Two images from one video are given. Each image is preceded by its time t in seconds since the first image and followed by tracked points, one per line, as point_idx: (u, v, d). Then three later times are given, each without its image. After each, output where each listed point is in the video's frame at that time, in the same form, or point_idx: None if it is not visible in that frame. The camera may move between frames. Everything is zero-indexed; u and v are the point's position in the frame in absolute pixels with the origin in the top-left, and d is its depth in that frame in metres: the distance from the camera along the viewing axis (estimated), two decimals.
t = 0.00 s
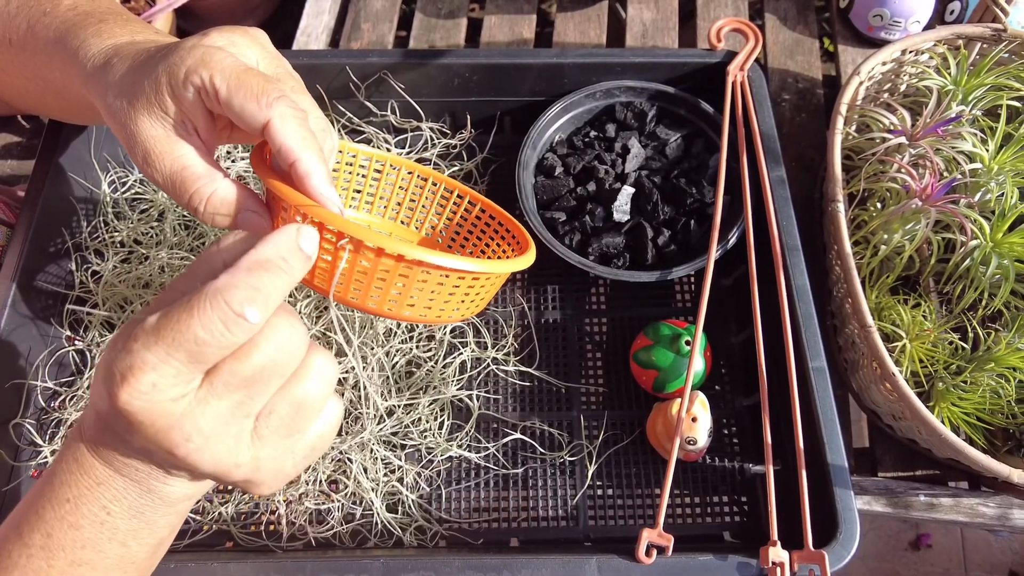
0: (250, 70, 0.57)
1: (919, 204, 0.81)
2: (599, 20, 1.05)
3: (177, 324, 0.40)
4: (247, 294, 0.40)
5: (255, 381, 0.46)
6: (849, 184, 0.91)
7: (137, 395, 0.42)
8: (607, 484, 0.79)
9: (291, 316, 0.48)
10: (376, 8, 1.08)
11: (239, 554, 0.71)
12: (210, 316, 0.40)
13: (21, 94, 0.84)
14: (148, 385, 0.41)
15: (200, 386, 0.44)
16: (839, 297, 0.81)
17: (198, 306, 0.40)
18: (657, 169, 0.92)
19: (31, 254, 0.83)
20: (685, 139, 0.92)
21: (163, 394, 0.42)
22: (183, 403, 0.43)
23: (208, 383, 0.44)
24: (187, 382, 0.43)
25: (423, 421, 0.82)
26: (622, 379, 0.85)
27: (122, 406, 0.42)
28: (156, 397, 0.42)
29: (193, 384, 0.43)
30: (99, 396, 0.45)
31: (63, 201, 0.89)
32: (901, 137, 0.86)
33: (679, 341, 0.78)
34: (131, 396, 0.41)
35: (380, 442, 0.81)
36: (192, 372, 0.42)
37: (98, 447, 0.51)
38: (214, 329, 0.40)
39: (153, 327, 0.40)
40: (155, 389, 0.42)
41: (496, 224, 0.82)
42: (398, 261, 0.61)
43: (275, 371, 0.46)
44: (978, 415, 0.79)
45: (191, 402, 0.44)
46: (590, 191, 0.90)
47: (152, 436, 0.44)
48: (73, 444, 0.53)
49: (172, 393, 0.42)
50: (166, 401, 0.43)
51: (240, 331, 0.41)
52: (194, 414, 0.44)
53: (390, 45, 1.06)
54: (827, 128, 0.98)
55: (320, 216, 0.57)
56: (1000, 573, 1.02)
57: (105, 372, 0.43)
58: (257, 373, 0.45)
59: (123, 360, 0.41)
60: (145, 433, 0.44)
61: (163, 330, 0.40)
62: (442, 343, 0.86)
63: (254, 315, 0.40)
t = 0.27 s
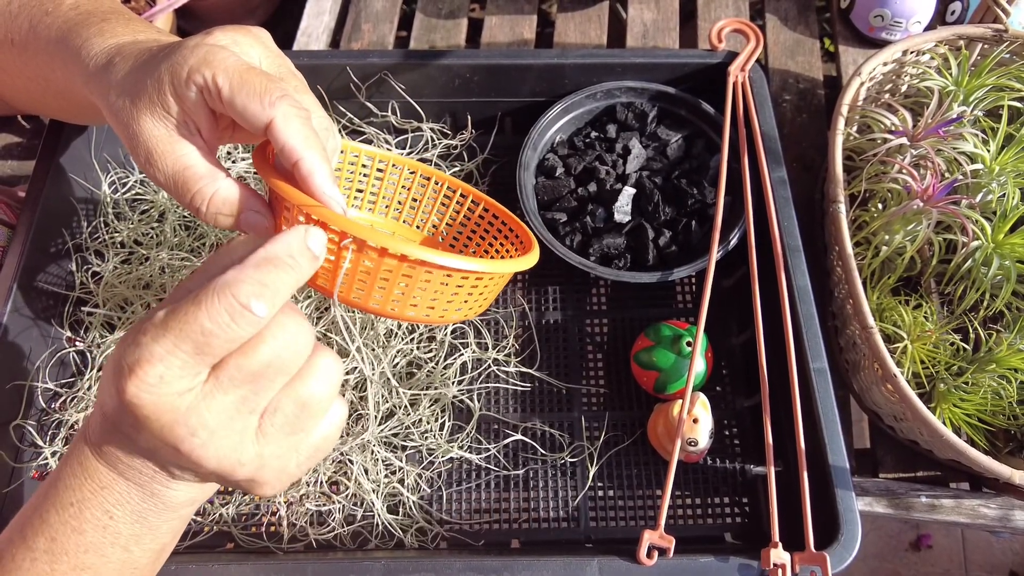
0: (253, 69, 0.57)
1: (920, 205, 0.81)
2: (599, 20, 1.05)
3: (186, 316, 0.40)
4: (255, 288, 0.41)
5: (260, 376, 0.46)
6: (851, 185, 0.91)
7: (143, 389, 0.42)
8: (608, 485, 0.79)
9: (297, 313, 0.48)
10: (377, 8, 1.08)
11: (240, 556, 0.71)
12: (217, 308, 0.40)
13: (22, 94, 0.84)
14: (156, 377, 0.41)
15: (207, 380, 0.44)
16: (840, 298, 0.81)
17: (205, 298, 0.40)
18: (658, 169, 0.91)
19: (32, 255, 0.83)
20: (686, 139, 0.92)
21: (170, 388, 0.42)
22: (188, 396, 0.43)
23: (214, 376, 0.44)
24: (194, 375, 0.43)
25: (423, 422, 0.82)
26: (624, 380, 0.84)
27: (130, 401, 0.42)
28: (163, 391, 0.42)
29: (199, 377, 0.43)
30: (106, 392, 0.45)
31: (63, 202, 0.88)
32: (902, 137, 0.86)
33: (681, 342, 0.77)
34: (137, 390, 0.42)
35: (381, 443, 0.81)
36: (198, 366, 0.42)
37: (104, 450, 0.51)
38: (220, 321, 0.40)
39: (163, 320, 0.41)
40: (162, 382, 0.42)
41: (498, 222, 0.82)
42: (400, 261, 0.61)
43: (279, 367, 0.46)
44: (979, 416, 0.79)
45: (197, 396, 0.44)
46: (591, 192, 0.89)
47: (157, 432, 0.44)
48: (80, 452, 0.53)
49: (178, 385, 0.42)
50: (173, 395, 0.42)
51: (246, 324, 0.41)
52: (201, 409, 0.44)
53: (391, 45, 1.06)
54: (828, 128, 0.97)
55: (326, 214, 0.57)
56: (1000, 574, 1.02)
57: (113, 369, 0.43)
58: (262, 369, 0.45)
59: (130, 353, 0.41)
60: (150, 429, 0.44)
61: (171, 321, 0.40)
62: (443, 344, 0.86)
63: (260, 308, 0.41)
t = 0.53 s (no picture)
0: (254, 73, 0.57)
1: (920, 207, 0.81)
2: (600, 22, 1.05)
3: (177, 296, 0.42)
4: (244, 271, 0.43)
5: (238, 384, 0.44)
6: (851, 186, 0.91)
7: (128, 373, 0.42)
8: (609, 486, 0.79)
9: (296, 320, 0.45)
10: (378, 9, 1.08)
11: (240, 557, 0.71)
12: (208, 289, 0.42)
13: (24, 95, 0.84)
14: (142, 361, 0.42)
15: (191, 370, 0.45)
16: (841, 300, 0.81)
17: (198, 279, 0.42)
18: (659, 171, 0.91)
19: (32, 256, 0.83)
20: (687, 141, 0.92)
21: (154, 374, 0.43)
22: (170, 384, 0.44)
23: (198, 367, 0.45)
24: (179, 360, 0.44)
25: (424, 423, 0.82)
26: (624, 381, 0.85)
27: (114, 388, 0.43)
28: (147, 376, 0.43)
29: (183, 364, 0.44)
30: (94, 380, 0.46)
31: (65, 203, 0.89)
32: (903, 139, 0.86)
33: (682, 343, 0.77)
34: (119, 375, 0.42)
35: (382, 444, 0.81)
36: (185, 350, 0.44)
37: (80, 455, 0.51)
38: (210, 302, 0.42)
39: (154, 303, 0.43)
40: (146, 366, 0.43)
41: (501, 213, 0.82)
42: (404, 254, 0.61)
43: (258, 378, 0.45)
44: (980, 417, 0.79)
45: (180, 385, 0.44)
46: (592, 193, 0.89)
47: (136, 419, 0.45)
48: (51, 462, 0.53)
49: (162, 370, 0.43)
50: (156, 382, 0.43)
51: (235, 308, 0.43)
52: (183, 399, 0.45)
53: (392, 46, 1.06)
54: (828, 129, 0.97)
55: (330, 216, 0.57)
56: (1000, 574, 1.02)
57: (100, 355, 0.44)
58: (240, 377, 0.44)
59: (119, 336, 0.42)
60: (129, 416, 0.44)
61: (163, 300, 0.43)
62: (444, 345, 0.86)
63: (248, 293, 0.43)
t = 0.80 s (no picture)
0: (253, 78, 0.56)
1: (922, 206, 0.81)
2: (601, 21, 1.05)
3: (175, 317, 0.39)
4: (245, 281, 0.41)
5: (257, 391, 0.45)
6: (852, 186, 0.91)
7: (137, 399, 0.40)
8: (610, 486, 0.79)
9: (303, 316, 0.46)
10: (378, 9, 1.08)
11: (241, 557, 0.71)
12: (209, 305, 0.40)
13: (24, 95, 0.84)
14: (150, 386, 0.40)
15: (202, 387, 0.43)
16: (843, 299, 0.81)
17: (196, 296, 0.40)
18: (660, 170, 0.91)
19: (32, 255, 0.83)
20: (688, 140, 0.92)
21: (164, 397, 0.41)
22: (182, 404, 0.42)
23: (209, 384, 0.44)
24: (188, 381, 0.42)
25: (425, 423, 0.82)
26: (625, 381, 0.84)
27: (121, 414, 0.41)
28: (156, 400, 0.41)
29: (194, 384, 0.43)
30: (84, 403, 0.44)
31: (65, 202, 0.88)
32: (904, 138, 0.86)
33: (683, 343, 0.77)
34: (126, 402, 0.40)
35: (382, 444, 0.81)
36: (192, 371, 0.42)
37: (67, 466, 0.50)
38: (213, 319, 0.40)
39: (151, 325, 0.40)
40: (155, 391, 0.41)
41: (504, 207, 0.82)
42: (403, 259, 0.61)
43: (278, 382, 0.45)
44: (982, 417, 0.79)
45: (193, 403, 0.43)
46: (593, 193, 0.89)
47: (147, 444, 0.43)
48: (38, 475, 0.52)
49: (173, 392, 0.41)
50: (169, 403, 0.42)
51: (239, 322, 0.41)
52: (198, 416, 0.44)
53: (392, 46, 1.06)
54: (829, 129, 0.97)
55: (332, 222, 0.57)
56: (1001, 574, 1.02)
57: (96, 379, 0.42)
58: (258, 383, 0.44)
59: (119, 362, 0.40)
60: (138, 441, 0.43)
61: (161, 321, 0.40)
62: (444, 344, 0.86)
63: (254, 302, 0.41)
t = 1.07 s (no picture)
0: (244, 84, 0.56)
1: (922, 205, 0.81)
2: (601, 20, 1.05)
3: (178, 307, 0.40)
4: (247, 273, 0.42)
5: (254, 385, 0.44)
6: (852, 185, 0.91)
7: (134, 389, 0.40)
8: (609, 485, 0.79)
9: (302, 311, 0.46)
10: (377, 8, 1.08)
11: (239, 556, 0.71)
12: (212, 295, 0.41)
13: (22, 96, 0.84)
14: (147, 376, 0.40)
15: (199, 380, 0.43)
16: (842, 298, 0.81)
17: (199, 287, 0.40)
18: (659, 169, 0.91)
19: (30, 253, 0.83)
20: (687, 139, 0.92)
21: (162, 388, 0.41)
22: (179, 397, 0.42)
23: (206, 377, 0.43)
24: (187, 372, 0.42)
25: (424, 422, 0.82)
26: (624, 380, 0.84)
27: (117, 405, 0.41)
28: (154, 391, 0.41)
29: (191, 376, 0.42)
30: (82, 396, 0.44)
31: (63, 200, 0.88)
32: (903, 137, 0.85)
33: (681, 342, 0.77)
34: (124, 392, 0.40)
35: (381, 442, 0.81)
36: (191, 362, 0.41)
37: (63, 465, 0.50)
38: (216, 309, 0.41)
39: (152, 316, 0.40)
40: (152, 381, 0.40)
41: (502, 187, 0.81)
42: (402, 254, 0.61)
43: (275, 375, 0.45)
44: (981, 416, 0.79)
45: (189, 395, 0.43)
46: (592, 192, 0.89)
47: (143, 438, 0.43)
48: (34, 471, 0.52)
49: (170, 382, 0.41)
50: (165, 395, 0.41)
51: (241, 313, 0.42)
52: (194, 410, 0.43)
53: (391, 45, 1.06)
54: (829, 128, 0.97)
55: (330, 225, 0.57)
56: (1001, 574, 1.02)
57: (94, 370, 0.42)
58: (254, 377, 0.44)
59: (118, 351, 0.40)
60: (134, 435, 0.43)
61: (164, 312, 0.40)
62: (443, 343, 0.86)
63: (254, 293, 0.42)
